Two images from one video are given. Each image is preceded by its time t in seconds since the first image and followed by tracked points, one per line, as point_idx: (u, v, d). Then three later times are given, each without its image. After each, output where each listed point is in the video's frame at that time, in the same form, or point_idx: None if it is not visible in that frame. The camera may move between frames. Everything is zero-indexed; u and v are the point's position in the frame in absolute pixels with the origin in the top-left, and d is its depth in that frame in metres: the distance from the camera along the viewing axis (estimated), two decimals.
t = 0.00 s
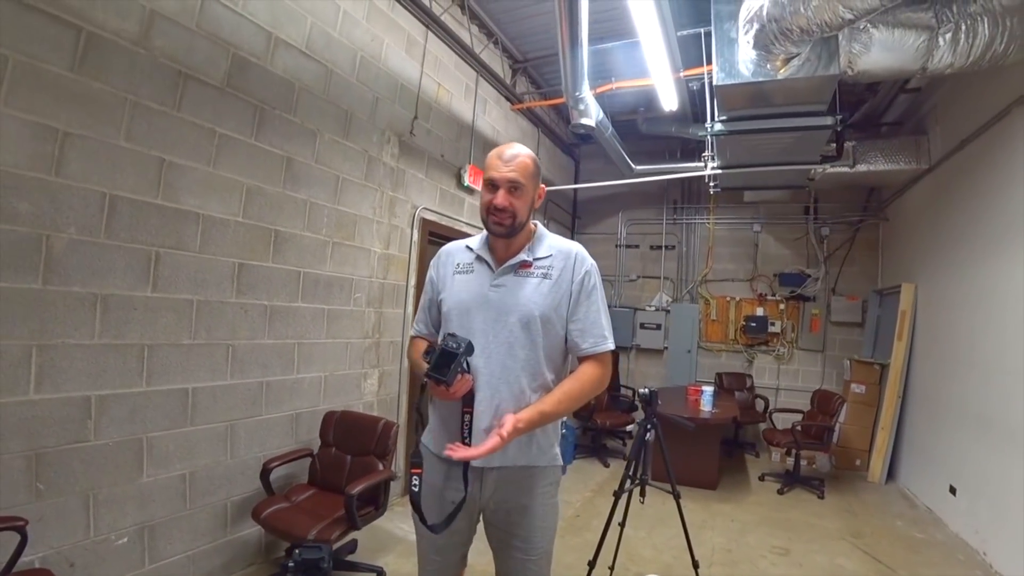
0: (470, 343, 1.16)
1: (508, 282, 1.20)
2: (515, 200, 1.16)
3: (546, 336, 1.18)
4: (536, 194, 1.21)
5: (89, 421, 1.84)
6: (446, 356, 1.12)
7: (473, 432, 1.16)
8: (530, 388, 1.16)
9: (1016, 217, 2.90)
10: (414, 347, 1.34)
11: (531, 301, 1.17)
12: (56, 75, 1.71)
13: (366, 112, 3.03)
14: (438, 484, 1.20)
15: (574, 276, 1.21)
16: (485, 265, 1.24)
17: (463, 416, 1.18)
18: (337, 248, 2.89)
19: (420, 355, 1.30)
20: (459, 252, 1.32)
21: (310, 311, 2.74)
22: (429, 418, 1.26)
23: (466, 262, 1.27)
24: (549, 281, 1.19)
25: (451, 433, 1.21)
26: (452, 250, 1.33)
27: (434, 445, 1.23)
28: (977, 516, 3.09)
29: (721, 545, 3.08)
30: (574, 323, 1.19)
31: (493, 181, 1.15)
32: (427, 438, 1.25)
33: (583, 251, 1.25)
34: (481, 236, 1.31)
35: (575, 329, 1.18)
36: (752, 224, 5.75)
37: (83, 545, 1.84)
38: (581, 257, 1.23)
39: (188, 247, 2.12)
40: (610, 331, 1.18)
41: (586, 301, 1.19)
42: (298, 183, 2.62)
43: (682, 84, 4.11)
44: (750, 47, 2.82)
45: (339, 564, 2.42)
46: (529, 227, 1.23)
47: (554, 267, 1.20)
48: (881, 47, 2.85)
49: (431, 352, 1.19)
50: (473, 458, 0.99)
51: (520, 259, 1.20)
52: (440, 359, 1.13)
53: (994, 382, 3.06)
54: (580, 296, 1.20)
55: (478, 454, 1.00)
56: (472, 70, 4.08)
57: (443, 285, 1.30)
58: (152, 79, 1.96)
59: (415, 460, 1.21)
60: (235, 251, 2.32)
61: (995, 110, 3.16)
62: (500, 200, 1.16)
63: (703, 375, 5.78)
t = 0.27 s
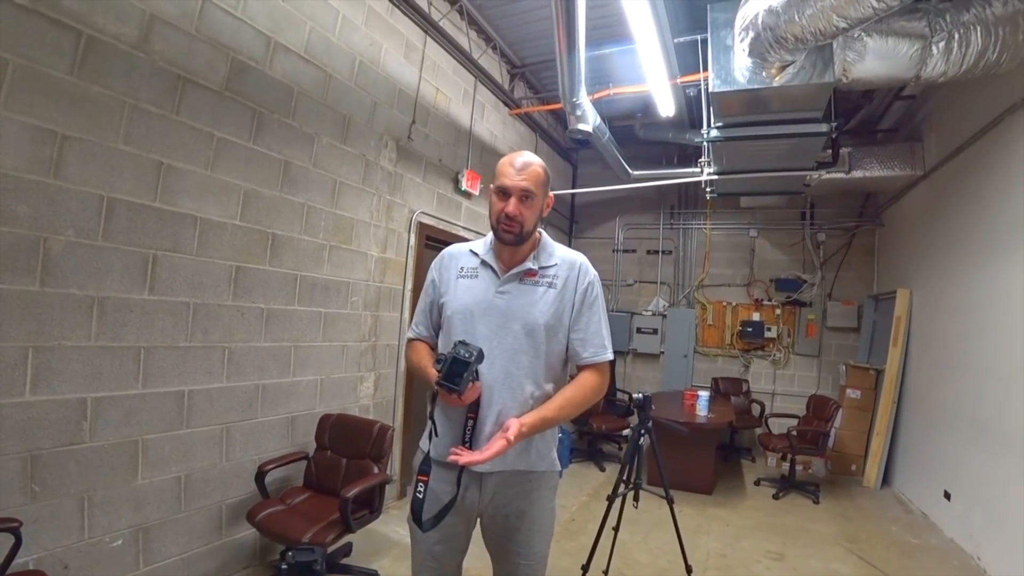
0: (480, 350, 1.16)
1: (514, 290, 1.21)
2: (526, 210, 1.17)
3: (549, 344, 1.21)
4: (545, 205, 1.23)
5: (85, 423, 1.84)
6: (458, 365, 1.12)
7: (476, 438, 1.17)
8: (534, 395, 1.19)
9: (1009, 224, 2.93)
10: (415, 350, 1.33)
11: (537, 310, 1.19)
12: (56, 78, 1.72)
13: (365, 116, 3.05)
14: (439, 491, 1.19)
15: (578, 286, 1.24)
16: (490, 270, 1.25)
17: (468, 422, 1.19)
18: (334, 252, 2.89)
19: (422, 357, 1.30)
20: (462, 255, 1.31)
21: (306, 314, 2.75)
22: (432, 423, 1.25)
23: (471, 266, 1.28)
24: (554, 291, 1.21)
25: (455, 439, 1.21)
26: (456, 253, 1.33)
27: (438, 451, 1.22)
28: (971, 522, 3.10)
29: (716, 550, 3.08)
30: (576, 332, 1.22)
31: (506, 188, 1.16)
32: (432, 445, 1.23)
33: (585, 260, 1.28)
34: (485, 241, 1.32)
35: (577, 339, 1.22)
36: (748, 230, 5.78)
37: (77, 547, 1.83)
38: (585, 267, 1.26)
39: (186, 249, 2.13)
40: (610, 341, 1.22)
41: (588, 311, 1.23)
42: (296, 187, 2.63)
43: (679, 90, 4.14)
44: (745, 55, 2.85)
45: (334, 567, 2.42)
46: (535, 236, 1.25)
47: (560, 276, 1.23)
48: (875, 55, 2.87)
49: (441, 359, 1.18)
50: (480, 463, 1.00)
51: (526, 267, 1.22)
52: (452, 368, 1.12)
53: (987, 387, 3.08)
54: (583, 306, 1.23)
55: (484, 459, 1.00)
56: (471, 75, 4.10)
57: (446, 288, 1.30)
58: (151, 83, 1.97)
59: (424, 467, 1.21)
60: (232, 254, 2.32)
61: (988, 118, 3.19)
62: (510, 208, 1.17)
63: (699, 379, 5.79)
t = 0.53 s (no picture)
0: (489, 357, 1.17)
1: (522, 298, 1.25)
2: (540, 222, 1.22)
3: (553, 354, 1.26)
4: (556, 218, 1.27)
5: (81, 423, 1.84)
6: (469, 372, 1.12)
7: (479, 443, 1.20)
8: (536, 402, 1.23)
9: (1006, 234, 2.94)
10: (411, 351, 1.32)
11: (544, 320, 1.24)
12: (59, 80, 1.74)
13: (365, 120, 3.06)
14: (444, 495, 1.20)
15: (582, 300, 1.30)
16: (496, 277, 1.27)
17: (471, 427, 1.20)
18: (333, 254, 2.91)
19: (423, 360, 1.29)
20: (468, 259, 1.32)
21: (304, 316, 2.75)
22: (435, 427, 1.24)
23: (477, 271, 1.29)
24: (560, 302, 1.26)
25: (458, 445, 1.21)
26: (460, 256, 1.34)
27: (442, 455, 1.22)
28: (967, 531, 3.10)
29: (711, 557, 3.08)
30: (578, 344, 1.28)
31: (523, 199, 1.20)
32: (435, 450, 1.23)
33: (588, 274, 1.34)
34: (490, 247, 1.34)
35: (578, 350, 1.28)
36: (747, 237, 5.80)
37: (71, 546, 1.84)
38: (588, 281, 1.33)
39: (185, 251, 2.14)
40: (608, 355, 1.30)
41: (591, 324, 1.30)
42: (296, 190, 2.64)
43: (678, 98, 4.16)
44: (743, 63, 2.87)
45: (328, 570, 2.42)
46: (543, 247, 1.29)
47: (565, 288, 1.28)
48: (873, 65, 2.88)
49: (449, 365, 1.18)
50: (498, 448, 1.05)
51: (534, 277, 1.26)
52: (464, 375, 1.12)
53: (984, 397, 3.08)
54: (585, 319, 1.30)
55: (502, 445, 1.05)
56: (471, 80, 4.12)
57: (450, 291, 1.30)
58: (153, 85, 1.99)
59: (428, 471, 1.21)
60: (231, 256, 2.34)
61: (985, 129, 3.21)
62: (524, 219, 1.21)
63: (697, 386, 5.80)
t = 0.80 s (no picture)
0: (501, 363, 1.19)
1: (529, 303, 1.27)
2: (553, 223, 1.25)
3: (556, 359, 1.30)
4: (565, 221, 1.31)
5: (82, 420, 1.86)
6: (486, 379, 1.15)
7: (484, 445, 1.23)
8: (539, 405, 1.27)
9: (1004, 236, 2.94)
10: (411, 348, 1.30)
11: (550, 325, 1.27)
12: (62, 82, 1.76)
13: (365, 121, 3.08)
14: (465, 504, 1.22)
15: (583, 306, 1.35)
16: (503, 279, 1.29)
17: (477, 430, 1.23)
18: (333, 255, 2.92)
19: (426, 359, 1.28)
20: (473, 259, 1.32)
21: (304, 316, 2.77)
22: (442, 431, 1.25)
23: (484, 273, 1.30)
24: (565, 308, 1.30)
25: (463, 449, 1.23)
26: (465, 255, 1.34)
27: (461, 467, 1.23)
28: (966, 534, 3.09)
29: (709, 559, 3.09)
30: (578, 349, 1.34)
31: (538, 200, 1.22)
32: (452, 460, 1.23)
33: (589, 280, 1.38)
34: (494, 246, 1.35)
35: (579, 355, 1.35)
36: (747, 239, 5.80)
37: (71, 543, 1.85)
38: (588, 288, 1.38)
39: (185, 251, 2.16)
40: (604, 361, 1.38)
41: (590, 330, 1.36)
42: (296, 190, 2.66)
43: (678, 100, 4.17)
44: (742, 66, 2.88)
45: (326, 569, 2.43)
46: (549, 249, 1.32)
47: (569, 294, 1.32)
48: (871, 68, 2.90)
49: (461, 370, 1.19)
50: (531, 483, 1.04)
51: (540, 281, 1.28)
52: (480, 382, 1.15)
53: (982, 400, 3.08)
54: (586, 325, 1.36)
55: (533, 478, 1.04)
56: (472, 82, 4.14)
57: (455, 291, 1.29)
58: (154, 87, 2.01)
59: (449, 486, 1.21)
60: (231, 256, 2.36)
61: (984, 132, 3.22)
62: (538, 219, 1.24)
63: (697, 388, 5.80)
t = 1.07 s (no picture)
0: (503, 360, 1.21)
1: (528, 299, 1.29)
2: (558, 225, 1.26)
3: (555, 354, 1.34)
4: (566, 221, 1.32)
5: (87, 418, 1.89)
6: (491, 376, 1.15)
7: (488, 439, 1.25)
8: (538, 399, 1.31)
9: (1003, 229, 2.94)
10: (409, 345, 1.30)
11: (550, 321, 1.30)
12: (63, 85, 1.78)
13: (364, 121, 3.11)
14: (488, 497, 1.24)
15: (580, 302, 1.39)
16: (503, 276, 1.30)
17: (480, 426, 1.25)
18: (333, 254, 2.95)
19: (426, 356, 1.28)
20: (473, 255, 1.33)
21: (305, 314, 2.80)
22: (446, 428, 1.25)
23: (483, 269, 1.31)
24: (564, 304, 1.33)
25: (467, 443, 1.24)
26: (463, 251, 1.34)
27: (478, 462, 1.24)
28: (966, 527, 3.10)
29: (709, 553, 3.10)
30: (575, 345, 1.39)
31: (546, 204, 1.22)
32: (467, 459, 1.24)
33: (585, 276, 1.42)
34: (493, 242, 1.35)
35: (576, 351, 1.40)
36: (748, 235, 5.80)
37: (78, 538, 1.88)
38: (584, 284, 1.42)
39: (187, 251, 2.18)
40: (599, 355, 1.44)
41: (586, 326, 1.41)
42: (296, 190, 2.69)
43: (677, 97, 4.18)
44: (738, 61, 2.89)
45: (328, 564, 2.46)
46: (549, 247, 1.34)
47: (567, 290, 1.35)
48: (868, 62, 2.91)
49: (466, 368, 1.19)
50: (526, 477, 1.09)
51: (540, 278, 1.30)
52: (486, 379, 1.15)
53: (983, 393, 3.08)
54: (582, 321, 1.40)
55: (530, 472, 1.10)
56: (470, 80, 4.16)
57: (455, 287, 1.30)
58: (154, 89, 2.03)
59: (471, 484, 1.23)
60: (233, 255, 2.38)
61: (983, 125, 3.21)
62: (544, 222, 1.24)
63: (698, 384, 5.81)
